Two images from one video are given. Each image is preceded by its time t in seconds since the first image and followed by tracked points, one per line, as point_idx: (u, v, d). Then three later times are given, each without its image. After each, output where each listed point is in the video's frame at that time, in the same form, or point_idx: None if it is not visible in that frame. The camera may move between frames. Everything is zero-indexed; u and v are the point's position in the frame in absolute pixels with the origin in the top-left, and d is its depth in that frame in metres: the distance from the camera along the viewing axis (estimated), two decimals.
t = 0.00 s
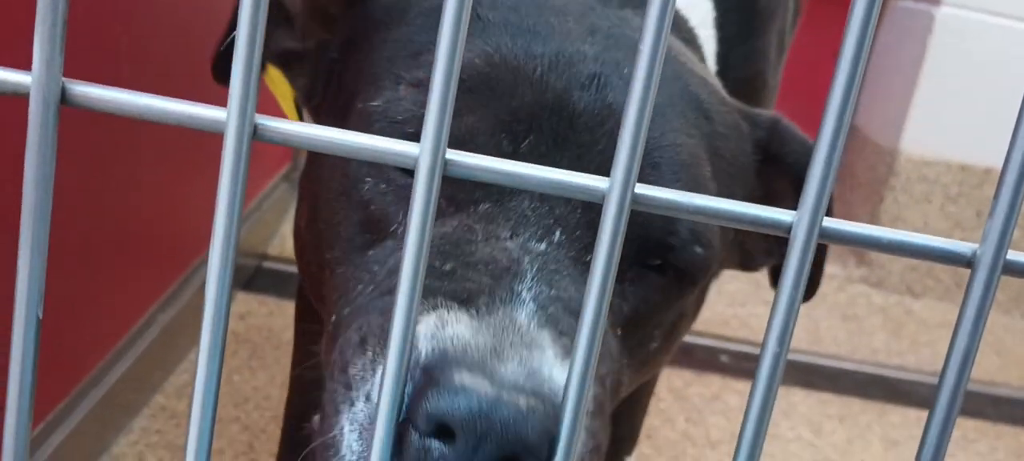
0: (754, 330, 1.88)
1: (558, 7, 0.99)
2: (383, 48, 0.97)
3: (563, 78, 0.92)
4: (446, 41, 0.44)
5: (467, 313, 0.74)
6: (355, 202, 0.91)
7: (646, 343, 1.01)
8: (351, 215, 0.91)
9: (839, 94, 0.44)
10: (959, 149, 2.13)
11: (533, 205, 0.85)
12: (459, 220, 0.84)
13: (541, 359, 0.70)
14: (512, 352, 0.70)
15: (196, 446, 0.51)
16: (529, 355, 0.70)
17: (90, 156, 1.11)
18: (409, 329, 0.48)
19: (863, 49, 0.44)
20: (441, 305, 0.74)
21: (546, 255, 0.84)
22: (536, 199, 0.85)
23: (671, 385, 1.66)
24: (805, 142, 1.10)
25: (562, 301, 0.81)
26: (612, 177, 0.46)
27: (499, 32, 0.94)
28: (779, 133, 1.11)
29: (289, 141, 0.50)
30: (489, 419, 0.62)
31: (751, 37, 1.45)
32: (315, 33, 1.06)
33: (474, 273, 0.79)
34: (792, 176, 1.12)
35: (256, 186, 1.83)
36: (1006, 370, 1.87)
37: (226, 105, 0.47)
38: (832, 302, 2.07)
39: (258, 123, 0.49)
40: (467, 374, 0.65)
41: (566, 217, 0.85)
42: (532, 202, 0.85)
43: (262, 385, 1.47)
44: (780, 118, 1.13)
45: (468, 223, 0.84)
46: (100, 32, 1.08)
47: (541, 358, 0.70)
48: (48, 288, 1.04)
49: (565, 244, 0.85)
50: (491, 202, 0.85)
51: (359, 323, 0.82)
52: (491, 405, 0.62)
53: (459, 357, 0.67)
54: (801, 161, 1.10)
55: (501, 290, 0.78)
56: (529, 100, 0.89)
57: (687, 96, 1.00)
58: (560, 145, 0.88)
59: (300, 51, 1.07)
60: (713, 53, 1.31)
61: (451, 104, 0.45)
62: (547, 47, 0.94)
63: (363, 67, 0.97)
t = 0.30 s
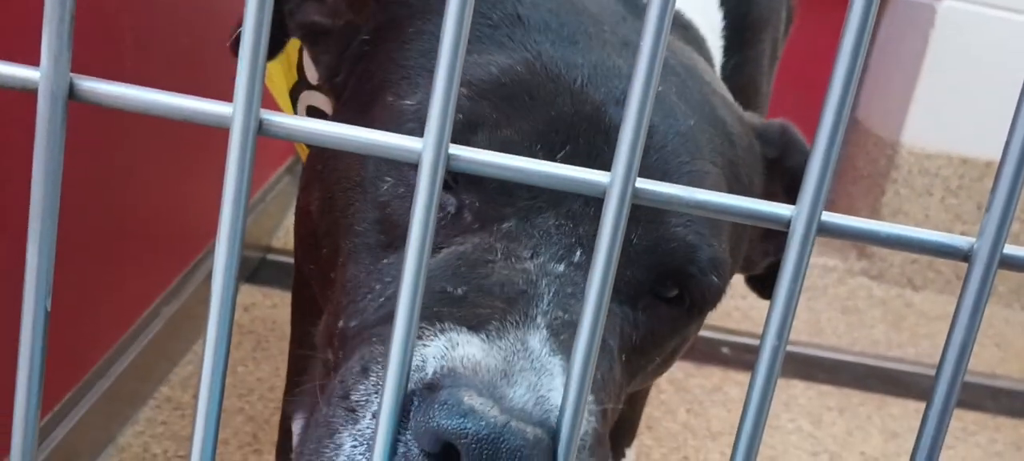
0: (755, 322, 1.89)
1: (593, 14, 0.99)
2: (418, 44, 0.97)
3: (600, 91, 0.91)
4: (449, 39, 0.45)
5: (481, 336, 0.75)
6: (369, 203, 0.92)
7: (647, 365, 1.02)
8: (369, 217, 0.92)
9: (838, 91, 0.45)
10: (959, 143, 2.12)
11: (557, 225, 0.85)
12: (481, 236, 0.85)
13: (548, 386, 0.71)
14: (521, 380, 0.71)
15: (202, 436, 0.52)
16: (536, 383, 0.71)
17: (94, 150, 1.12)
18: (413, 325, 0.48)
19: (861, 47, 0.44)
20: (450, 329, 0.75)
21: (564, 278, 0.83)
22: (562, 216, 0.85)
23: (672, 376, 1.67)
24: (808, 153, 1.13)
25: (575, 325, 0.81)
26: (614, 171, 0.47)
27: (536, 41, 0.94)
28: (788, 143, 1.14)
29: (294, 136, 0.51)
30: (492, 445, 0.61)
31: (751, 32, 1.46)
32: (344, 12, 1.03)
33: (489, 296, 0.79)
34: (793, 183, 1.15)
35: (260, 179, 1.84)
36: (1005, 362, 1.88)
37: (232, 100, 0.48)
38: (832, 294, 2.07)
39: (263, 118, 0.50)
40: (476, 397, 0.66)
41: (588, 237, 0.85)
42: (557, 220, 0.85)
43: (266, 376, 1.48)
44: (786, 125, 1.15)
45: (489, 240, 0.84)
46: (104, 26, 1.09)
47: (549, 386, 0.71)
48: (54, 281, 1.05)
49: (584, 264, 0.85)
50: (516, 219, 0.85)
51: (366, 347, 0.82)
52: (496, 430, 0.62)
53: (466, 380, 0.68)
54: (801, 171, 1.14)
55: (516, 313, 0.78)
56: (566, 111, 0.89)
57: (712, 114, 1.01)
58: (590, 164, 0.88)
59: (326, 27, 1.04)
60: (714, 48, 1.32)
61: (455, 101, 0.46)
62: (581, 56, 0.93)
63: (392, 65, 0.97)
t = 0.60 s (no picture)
0: (757, 317, 1.89)
1: None
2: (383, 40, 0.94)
3: (564, 72, 0.86)
4: (447, 34, 0.44)
5: (441, 378, 0.77)
6: (360, 208, 0.94)
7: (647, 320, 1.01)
8: (359, 223, 0.94)
9: (838, 87, 0.45)
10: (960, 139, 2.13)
11: (522, 223, 0.83)
12: (442, 252, 0.84)
13: (507, 428, 0.76)
14: (481, 428, 0.75)
15: (201, 432, 0.52)
16: (495, 425, 0.76)
17: (93, 146, 1.12)
18: (411, 322, 0.48)
19: (861, 43, 0.44)
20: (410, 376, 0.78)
21: (526, 285, 0.84)
22: (527, 214, 0.83)
23: (673, 371, 1.67)
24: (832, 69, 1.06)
25: (536, 340, 0.83)
26: (612, 169, 0.47)
27: (500, 17, 0.88)
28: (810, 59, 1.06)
29: (292, 132, 0.50)
30: None
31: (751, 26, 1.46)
32: None
33: (447, 326, 0.80)
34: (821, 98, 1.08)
35: (261, 172, 1.84)
36: (1007, 358, 1.88)
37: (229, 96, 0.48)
38: (834, 289, 2.07)
39: (261, 114, 0.49)
40: None
41: (554, 233, 0.83)
42: (522, 219, 0.83)
43: (267, 371, 1.48)
44: (809, 37, 1.07)
45: (451, 256, 0.84)
46: (104, 20, 1.09)
47: (507, 430, 0.76)
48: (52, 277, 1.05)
49: (549, 265, 0.84)
50: (479, 228, 0.83)
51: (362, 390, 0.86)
52: None
53: (431, 443, 0.71)
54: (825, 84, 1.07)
55: (477, 341, 0.80)
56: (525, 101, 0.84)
57: (707, 62, 0.94)
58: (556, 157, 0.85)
59: None
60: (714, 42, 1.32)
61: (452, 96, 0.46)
62: (550, 29, 0.88)
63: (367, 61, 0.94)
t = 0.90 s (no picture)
0: (760, 314, 1.89)
1: None
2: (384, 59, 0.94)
3: (554, 97, 0.85)
4: (454, 34, 0.45)
5: (429, 405, 0.79)
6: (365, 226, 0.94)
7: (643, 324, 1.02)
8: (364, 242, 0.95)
9: (843, 85, 0.45)
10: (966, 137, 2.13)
11: (513, 249, 0.83)
12: (436, 275, 0.85)
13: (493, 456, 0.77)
14: (469, 452, 0.77)
15: (209, 428, 0.52)
16: (483, 449, 0.78)
17: (100, 144, 1.12)
18: (417, 320, 0.48)
19: (866, 41, 0.44)
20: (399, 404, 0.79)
21: (516, 308, 0.84)
22: (517, 239, 0.83)
23: (676, 368, 1.67)
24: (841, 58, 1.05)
25: (528, 361, 0.84)
26: (617, 167, 0.47)
27: (491, 41, 0.87)
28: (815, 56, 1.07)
29: (299, 132, 0.51)
30: None
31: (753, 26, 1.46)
32: None
33: (439, 352, 0.81)
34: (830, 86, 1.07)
35: (266, 170, 1.84)
36: (1010, 355, 1.88)
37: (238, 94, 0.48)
38: (837, 286, 2.07)
39: (268, 113, 0.50)
40: None
41: (545, 256, 0.83)
42: (513, 244, 0.83)
43: (271, 369, 1.48)
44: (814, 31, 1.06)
45: (446, 280, 0.84)
46: (109, 19, 1.09)
47: (495, 454, 0.78)
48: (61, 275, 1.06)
49: (541, 287, 0.84)
50: (471, 254, 0.83)
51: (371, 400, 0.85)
52: None
53: None
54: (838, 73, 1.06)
55: (466, 367, 0.81)
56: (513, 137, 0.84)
57: (702, 77, 0.93)
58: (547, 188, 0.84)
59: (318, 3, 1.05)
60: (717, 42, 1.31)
61: (459, 95, 0.46)
62: (541, 54, 0.87)
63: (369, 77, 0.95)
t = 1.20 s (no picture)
0: (760, 312, 1.89)
1: (557, 10, 0.97)
2: (380, 75, 0.95)
3: (569, 107, 0.88)
4: (451, 32, 0.45)
5: (467, 400, 0.76)
6: (362, 242, 0.94)
7: (643, 343, 1.03)
8: (360, 254, 0.94)
9: (840, 82, 0.45)
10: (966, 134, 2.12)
11: (532, 249, 0.84)
12: (455, 280, 0.85)
13: (545, 439, 0.74)
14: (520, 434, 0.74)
15: (207, 424, 0.52)
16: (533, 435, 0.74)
17: (99, 143, 1.12)
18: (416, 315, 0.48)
19: (864, 37, 0.44)
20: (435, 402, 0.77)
21: (541, 308, 0.84)
22: (536, 239, 0.84)
23: (677, 366, 1.67)
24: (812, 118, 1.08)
25: (557, 357, 0.83)
26: (615, 165, 0.47)
27: (501, 56, 0.91)
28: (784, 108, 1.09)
29: (297, 131, 0.51)
30: None
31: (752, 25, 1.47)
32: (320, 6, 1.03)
33: (465, 350, 0.80)
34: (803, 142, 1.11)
35: (266, 169, 1.84)
36: (1010, 353, 1.88)
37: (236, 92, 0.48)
38: (838, 284, 2.07)
39: (266, 112, 0.50)
40: None
41: (564, 256, 0.85)
42: (532, 246, 0.84)
43: (272, 366, 1.48)
44: (787, 90, 1.10)
45: (465, 283, 0.85)
46: (109, 18, 1.09)
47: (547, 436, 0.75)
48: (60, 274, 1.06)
49: (562, 287, 0.85)
50: (491, 254, 0.84)
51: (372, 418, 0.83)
52: None
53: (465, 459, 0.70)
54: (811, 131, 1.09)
55: (498, 363, 0.80)
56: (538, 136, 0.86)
57: (695, 103, 0.97)
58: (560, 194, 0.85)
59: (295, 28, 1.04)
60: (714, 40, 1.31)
61: (456, 93, 0.46)
62: (553, 65, 0.90)
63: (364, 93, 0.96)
